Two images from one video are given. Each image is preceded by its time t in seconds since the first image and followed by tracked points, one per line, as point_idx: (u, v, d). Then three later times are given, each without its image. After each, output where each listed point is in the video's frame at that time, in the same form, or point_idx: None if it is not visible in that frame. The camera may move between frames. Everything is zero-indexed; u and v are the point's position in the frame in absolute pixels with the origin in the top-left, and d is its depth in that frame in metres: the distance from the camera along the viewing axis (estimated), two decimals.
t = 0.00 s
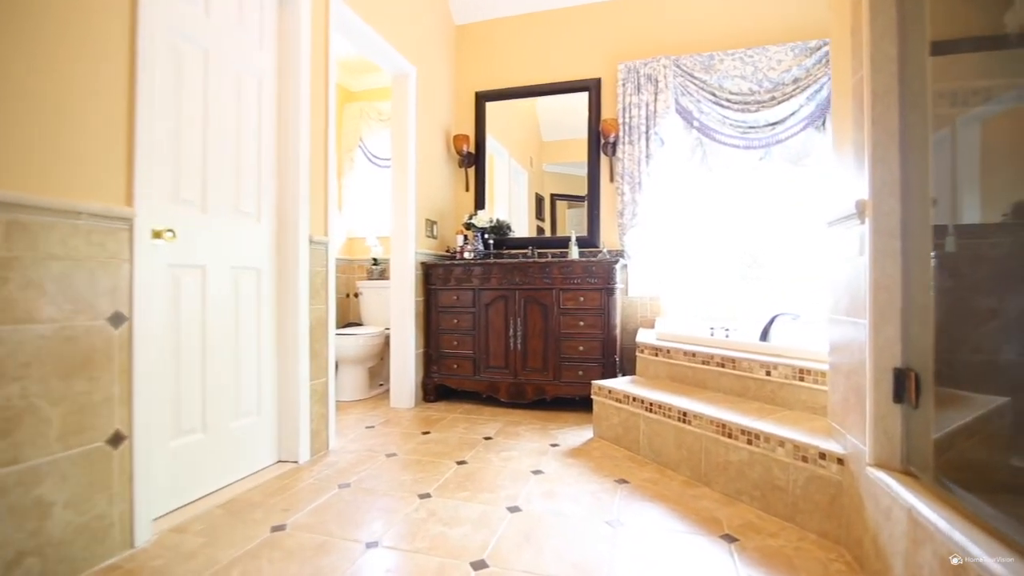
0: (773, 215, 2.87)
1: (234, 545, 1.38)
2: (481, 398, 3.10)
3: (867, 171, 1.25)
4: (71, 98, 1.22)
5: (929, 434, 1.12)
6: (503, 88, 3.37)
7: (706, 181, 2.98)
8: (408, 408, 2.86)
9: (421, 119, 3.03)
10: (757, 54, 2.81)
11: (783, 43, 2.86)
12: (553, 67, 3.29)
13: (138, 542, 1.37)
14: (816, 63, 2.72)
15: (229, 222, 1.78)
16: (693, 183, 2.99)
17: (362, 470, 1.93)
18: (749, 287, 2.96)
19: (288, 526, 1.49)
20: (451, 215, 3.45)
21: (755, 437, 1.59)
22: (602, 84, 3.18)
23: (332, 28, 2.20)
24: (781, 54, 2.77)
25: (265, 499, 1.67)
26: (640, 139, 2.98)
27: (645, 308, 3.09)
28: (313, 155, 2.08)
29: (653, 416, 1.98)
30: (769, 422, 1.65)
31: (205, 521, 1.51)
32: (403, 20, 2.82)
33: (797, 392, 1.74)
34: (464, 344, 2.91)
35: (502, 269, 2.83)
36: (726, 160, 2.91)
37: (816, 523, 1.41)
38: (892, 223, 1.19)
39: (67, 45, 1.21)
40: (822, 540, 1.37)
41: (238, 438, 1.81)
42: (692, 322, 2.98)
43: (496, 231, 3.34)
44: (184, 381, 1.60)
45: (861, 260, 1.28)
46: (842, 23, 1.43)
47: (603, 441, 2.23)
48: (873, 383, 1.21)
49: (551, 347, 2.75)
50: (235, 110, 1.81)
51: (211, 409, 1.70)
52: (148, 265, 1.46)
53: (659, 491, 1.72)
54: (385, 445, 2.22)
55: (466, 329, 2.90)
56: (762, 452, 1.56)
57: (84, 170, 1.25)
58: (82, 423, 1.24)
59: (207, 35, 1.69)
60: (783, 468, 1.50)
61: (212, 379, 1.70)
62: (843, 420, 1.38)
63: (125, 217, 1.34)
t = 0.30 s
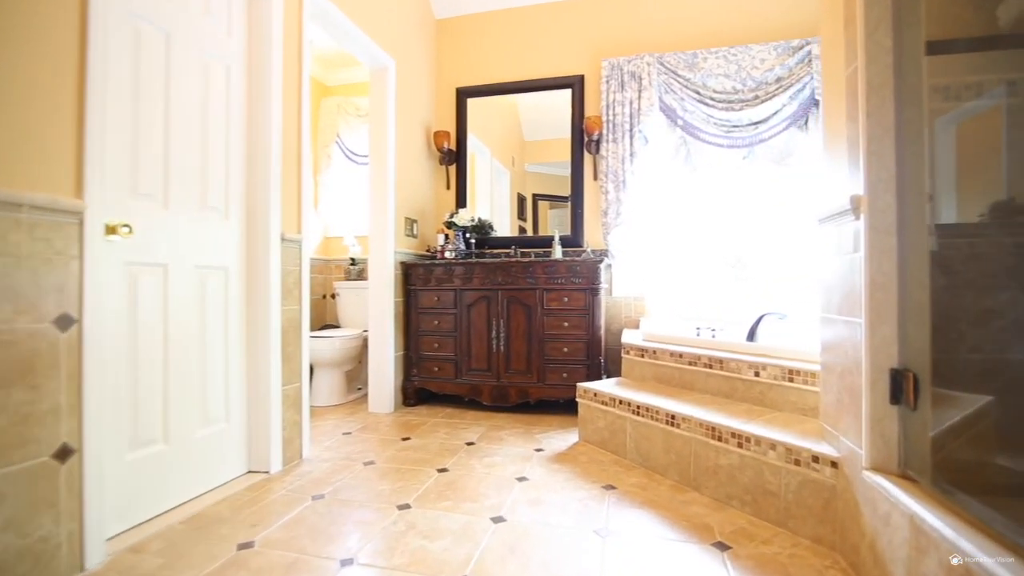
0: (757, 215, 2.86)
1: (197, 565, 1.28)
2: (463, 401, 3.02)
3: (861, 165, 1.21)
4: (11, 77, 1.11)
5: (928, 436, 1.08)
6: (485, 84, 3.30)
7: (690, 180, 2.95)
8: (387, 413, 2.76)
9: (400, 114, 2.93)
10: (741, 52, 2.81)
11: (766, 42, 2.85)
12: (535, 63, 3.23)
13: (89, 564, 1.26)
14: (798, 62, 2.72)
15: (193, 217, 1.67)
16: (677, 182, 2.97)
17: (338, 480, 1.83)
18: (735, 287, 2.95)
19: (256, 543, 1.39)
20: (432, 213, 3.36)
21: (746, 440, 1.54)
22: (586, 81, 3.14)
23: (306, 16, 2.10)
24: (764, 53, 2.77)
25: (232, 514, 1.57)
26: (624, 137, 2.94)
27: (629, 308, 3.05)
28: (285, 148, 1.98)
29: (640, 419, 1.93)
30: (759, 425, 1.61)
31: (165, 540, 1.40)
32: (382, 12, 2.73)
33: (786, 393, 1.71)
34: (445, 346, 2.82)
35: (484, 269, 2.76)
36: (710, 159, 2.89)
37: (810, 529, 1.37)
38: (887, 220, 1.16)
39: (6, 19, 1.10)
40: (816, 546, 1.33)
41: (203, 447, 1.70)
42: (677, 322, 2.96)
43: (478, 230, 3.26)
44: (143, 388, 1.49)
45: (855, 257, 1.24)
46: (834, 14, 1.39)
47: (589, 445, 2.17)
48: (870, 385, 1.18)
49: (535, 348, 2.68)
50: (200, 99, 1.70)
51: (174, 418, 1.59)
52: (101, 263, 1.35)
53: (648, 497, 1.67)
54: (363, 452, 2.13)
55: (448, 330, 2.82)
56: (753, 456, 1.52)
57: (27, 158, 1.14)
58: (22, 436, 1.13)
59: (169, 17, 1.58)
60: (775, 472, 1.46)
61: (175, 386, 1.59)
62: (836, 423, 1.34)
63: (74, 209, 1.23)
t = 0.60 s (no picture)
0: (741, 214, 2.85)
1: None
2: (444, 405, 2.93)
3: (855, 161, 1.18)
4: None
5: (927, 439, 1.05)
6: (466, 80, 3.23)
7: (674, 179, 2.93)
8: (366, 419, 2.66)
9: (378, 109, 2.84)
10: (724, 52, 2.79)
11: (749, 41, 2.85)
12: (517, 60, 3.17)
13: None
14: (781, 62, 2.72)
15: (154, 213, 1.56)
16: (661, 181, 2.94)
17: (312, 491, 1.74)
18: (718, 287, 2.93)
19: (222, 562, 1.29)
20: (412, 212, 3.27)
21: (736, 444, 1.50)
22: (569, 79, 3.09)
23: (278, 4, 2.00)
24: (747, 53, 2.76)
25: (197, 531, 1.46)
26: (608, 135, 2.89)
27: (614, 308, 3.01)
28: (256, 142, 1.88)
29: (627, 423, 1.88)
30: (749, 428, 1.57)
31: (121, 561, 1.29)
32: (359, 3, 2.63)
33: (775, 395, 1.68)
34: (426, 349, 2.74)
35: (465, 269, 2.68)
36: (694, 158, 2.87)
37: (803, 535, 1.33)
38: (884, 217, 1.12)
39: None
40: (810, 553, 1.30)
41: (165, 459, 1.59)
42: (661, 322, 2.93)
43: (459, 230, 3.18)
44: (97, 397, 1.38)
45: (849, 255, 1.20)
46: (826, 8, 1.36)
47: (574, 450, 2.11)
48: (866, 387, 1.14)
49: (518, 351, 2.62)
50: (162, 87, 1.59)
51: (132, 429, 1.48)
52: (48, 262, 1.23)
53: (637, 504, 1.61)
54: (339, 461, 2.04)
55: (428, 332, 2.74)
56: (744, 460, 1.48)
57: None
58: None
59: None
60: (767, 477, 1.42)
61: (134, 394, 1.48)
62: (829, 426, 1.31)
63: (16, 203, 1.12)
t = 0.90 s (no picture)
0: (726, 212, 2.82)
1: None
2: (425, 408, 2.83)
3: (855, 150, 1.13)
4: None
5: (935, 441, 1.00)
6: (448, 74, 3.14)
7: (660, 176, 2.89)
8: (343, 424, 2.55)
9: (356, 101, 2.73)
10: (710, 47, 2.76)
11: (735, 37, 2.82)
12: (500, 54, 3.09)
13: None
14: (767, 58, 2.69)
15: (107, 205, 1.44)
16: (647, 178, 2.90)
17: (283, 503, 1.63)
18: (705, 284, 2.90)
19: None
20: (392, 209, 3.17)
21: (730, 447, 1.44)
22: (553, 73, 3.02)
23: None
24: (733, 49, 2.73)
25: (154, 549, 1.35)
26: (593, 131, 2.83)
27: (600, 308, 2.93)
28: (222, 131, 1.77)
29: (616, 425, 1.81)
30: (743, 430, 1.51)
31: None
32: None
33: (768, 395, 1.63)
34: (406, 350, 2.64)
35: (447, 267, 2.59)
36: (680, 155, 2.83)
37: (801, 541, 1.27)
38: (886, 209, 1.07)
39: None
40: (808, 560, 1.24)
41: (120, 472, 1.46)
42: (647, 321, 2.88)
43: (441, 227, 3.08)
44: (38, 405, 1.25)
45: (849, 249, 1.15)
46: None
47: (560, 454, 2.04)
48: (869, 387, 1.08)
49: (502, 351, 2.53)
50: (116, 70, 1.47)
51: (80, 439, 1.35)
52: None
53: (627, 510, 1.54)
54: (313, 469, 1.92)
55: (409, 333, 2.64)
56: (738, 464, 1.42)
57: None
58: None
59: None
60: (763, 481, 1.36)
61: (83, 402, 1.36)
62: (828, 427, 1.25)
63: None
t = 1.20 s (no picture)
0: (712, 209, 2.79)
1: None
2: (405, 413, 2.72)
3: (859, 140, 1.07)
4: None
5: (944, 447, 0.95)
6: (428, 67, 3.03)
7: (646, 173, 2.83)
8: (318, 431, 2.43)
9: (332, 93, 2.61)
10: (696, 43, 2.71)
11: (722, 32, 2.78)
12: (483, 47, 3.00)
13: None
14: (753, 55, 2.66)
15: (51, 197, 1.31)
16: (633, 175, 2.84)
17: (250, 519, 1.51)
18: (691, 283, 2.86)
19: None
20: (370, 206, 3.05)
21: (726, 452, 1.38)
22: (537, 67, 2.94)
23: None
24: (719, 45, 2.69)
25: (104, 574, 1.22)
26: (578, 126, 2.76)
27: (585, 308, 2.87)
28: (184, 119, 1.64)
29: (604, 430, 1.73)
30: (737, 434, 1.45)
31: None
32: None
33: (762, 397, 1.57)
34: (385, 352, 2.53)
35: (428, 266, 2.49)
36: (666, 151, 2.78)
37: (801, 551, 1.22)
38: (894, 203, 1.02)
39: None
40: (809, 571, 1.18)
41: (66, 490, 1.33)
42: (633, 320, 2.83)
43: (422, 225, 2.98)
44: None
45: (853, 244, 1.09)
46: None
47: (546, 460, 1.95)
48: (876, 390, 1.02)
49: (485, 353, 2.44)
50: (60, 48, 1.34)
51: (18, 455, 1.22)
52: None
53: (617, 520, 1.47)
54: (284, 481, 1.81)
55: (388, 335, 2.53)
56: (734, 470, 1.36)
57: None
58: None
59: None
60: (760, 488, 1.30)
61: (21, 413, 1.23)
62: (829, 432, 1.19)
63: None
